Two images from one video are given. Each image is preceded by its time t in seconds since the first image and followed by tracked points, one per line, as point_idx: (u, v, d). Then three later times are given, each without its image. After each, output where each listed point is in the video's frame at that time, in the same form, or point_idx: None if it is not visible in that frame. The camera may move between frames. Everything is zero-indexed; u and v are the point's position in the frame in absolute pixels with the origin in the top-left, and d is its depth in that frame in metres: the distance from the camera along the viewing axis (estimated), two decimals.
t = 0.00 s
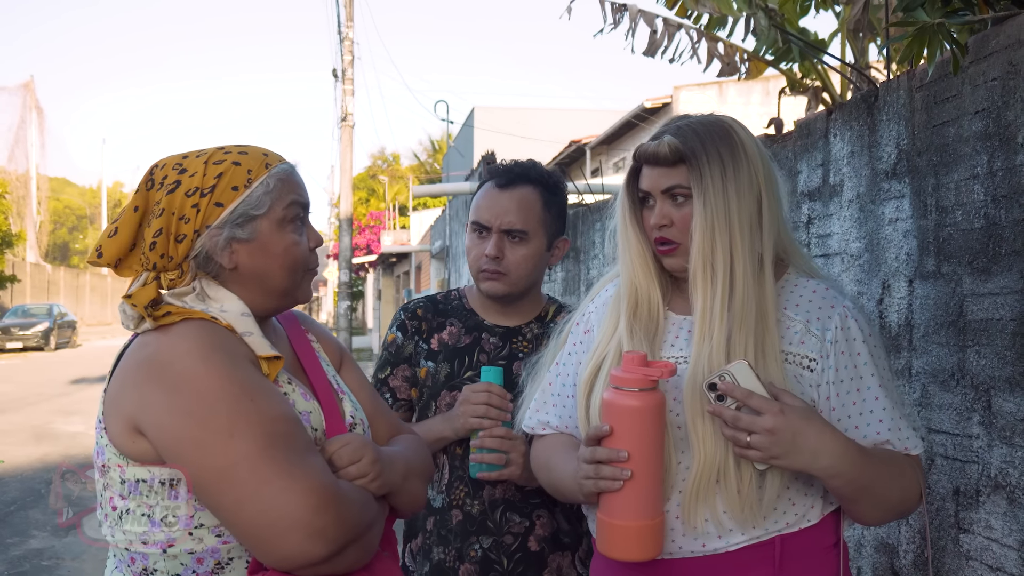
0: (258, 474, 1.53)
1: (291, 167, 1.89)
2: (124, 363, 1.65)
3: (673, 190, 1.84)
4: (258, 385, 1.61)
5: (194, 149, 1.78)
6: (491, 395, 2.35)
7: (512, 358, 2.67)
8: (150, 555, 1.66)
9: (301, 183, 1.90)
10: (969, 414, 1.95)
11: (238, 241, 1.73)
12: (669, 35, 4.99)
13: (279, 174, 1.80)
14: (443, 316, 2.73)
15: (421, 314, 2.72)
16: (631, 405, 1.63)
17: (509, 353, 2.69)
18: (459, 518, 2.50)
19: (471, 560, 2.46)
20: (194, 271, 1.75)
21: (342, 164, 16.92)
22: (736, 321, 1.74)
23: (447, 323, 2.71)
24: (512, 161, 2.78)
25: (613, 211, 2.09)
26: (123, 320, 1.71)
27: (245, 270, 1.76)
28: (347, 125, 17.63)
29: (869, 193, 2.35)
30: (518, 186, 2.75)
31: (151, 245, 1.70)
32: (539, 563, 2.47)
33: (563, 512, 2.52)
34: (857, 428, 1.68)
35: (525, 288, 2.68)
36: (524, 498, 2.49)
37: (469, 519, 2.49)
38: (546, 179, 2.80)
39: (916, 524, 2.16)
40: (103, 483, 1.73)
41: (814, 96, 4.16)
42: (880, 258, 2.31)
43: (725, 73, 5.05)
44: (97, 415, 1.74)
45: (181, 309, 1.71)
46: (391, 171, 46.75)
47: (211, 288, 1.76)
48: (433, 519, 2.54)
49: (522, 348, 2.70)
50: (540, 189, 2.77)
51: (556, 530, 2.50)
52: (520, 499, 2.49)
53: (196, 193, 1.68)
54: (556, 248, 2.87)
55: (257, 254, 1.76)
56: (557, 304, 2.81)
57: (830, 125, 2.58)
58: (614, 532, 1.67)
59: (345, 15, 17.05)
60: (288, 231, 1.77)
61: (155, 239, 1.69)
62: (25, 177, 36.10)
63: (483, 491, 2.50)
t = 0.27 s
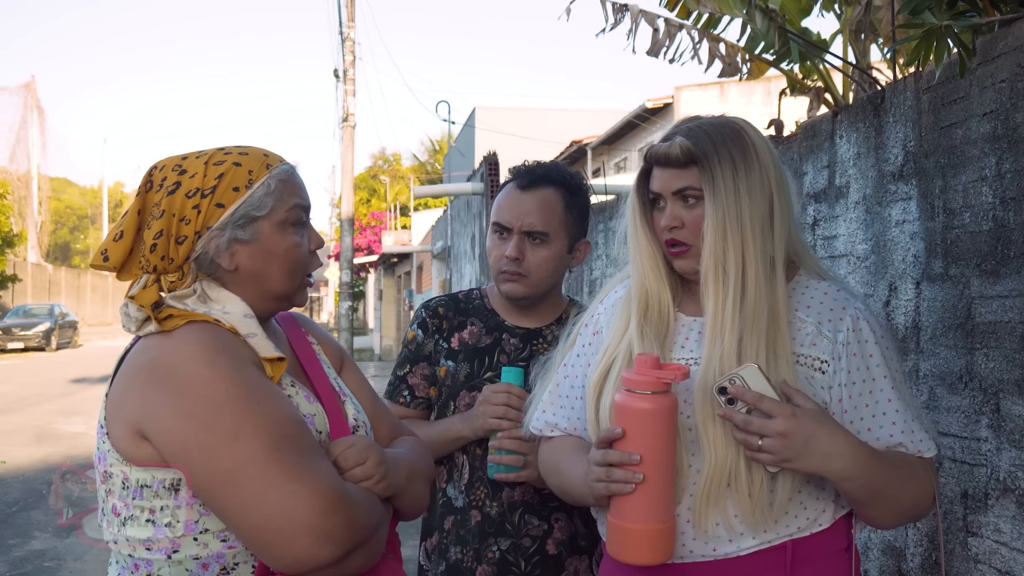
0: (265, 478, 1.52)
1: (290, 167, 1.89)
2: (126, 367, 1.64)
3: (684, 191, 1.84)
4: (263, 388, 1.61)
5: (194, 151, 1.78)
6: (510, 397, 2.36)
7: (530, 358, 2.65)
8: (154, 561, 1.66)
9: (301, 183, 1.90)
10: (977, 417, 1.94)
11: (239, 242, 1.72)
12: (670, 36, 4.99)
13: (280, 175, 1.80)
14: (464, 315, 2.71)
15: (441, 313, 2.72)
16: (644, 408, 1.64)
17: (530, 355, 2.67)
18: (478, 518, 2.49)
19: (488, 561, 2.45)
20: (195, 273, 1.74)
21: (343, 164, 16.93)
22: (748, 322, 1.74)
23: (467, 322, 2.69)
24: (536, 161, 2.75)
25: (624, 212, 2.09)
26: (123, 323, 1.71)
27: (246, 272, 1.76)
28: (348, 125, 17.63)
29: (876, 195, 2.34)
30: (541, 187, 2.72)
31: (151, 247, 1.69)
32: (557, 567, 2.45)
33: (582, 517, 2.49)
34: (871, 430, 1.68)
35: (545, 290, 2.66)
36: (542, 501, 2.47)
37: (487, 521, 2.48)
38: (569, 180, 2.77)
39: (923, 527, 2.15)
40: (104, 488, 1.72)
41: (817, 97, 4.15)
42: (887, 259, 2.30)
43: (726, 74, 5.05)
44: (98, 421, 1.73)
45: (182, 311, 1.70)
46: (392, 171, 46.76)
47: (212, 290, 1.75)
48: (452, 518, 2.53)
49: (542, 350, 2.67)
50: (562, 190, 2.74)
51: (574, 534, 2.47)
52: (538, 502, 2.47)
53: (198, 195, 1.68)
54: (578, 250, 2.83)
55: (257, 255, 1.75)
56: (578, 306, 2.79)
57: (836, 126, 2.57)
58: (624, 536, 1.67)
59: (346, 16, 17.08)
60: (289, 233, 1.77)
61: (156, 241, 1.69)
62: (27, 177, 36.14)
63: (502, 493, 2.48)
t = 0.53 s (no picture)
0: (258, 475, 1.51)
1: (282, 163, 1.87)
2: (118, 365, 1.63)
3: (695, 187, 1.85)
4: (255, 384, 1.59)
5: (184, 148, 1.76)
6: (526, 398, 2.36)
7: (545, 357, 2.62)
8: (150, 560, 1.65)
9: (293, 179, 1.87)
10: (987, 415, 1.93)
11: (232, 240, 1.71)
12: (673, 34, 4.97)
13: (271, 171, 1.78)
14: (479, 314, 2.70)
15: (457, 312, 2.70)
16: (657, 405, 1.64)
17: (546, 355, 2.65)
18: (492, 518, 2.47)
19: (502, 561, 2.44)
20: (187, 271, 1.73)
21: (345, 164, 16.92)
22: (760, 318, 1.75)
23: (483, 321, 2.67)
24: (553, 160, 2.74)
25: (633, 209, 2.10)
26: (115, 322, 1.69)
27: (240, 270, 1.74)
28: (350, 125, 17.62)
29: (883, 192, 2.33)
30: (558, 186, 2.70)
31: (142, 246, 1.67)
32: (571, 568, 2.43)
33: (595, 517, 2.49)
34: (883, 427, 1.69)
35: (561, 290, 2.64)
36: (557, 501, 2.45)
37: (501, 520, 2.46)
38: (585, 180, 2.75)
39: (932, 527, 2.14)
40: (98, 490, 1.71)
41: (819, 95, 4.14)
42: (894, 257, 2.29)
43: (729, 73, 5.03)
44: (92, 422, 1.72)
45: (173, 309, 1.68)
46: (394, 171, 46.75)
47: (204, 288, 1.73)
48: (465, 518, 2.52)
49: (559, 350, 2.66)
50: (579, 189, 2.73)
51: (588, 534, 2.46)
52: (553, 502, 2.45)
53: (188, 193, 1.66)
54: (594, 249, 2.80)
55: (251, 254, 1.73)
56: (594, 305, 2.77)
57: (842, 123, 2.56)
58: (635, 535, 1.67)
59: (348, 15, 17.07)
60: (282, 230, 1.75)
61: (147, 241, 1.67)
62: (29, 177, 36.18)
63: (517, 492, 2.47)
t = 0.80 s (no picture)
0: (258, 475, 1.50)
1: (281, 162, 1.85)
2: (118, 367, 1.63)
3: (705, 187, 1.85)
4: (255, 384, 1.59)
5: (181, 150, 1.75)
6: (537, 399, 2.36)
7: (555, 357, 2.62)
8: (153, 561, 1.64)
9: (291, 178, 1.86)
10: (996, 416, 1.92)
11: (229, 241, 1.70)
12: (676, 34, 4.97)
13: (268, 171, 1.77)
14: (488, 315, 2.69)
15: (466, 312, 2.68)
16: (670, 406, 1.63)
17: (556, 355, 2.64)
18: (501, 518, 2.47)
19: (511, 561, 2.43)
20: (186, 272, 1.72)
21: (346, 164, 16.92)
22: (771, 318, 1.74)
23: (492, 322, 2.66)
24: (562, 161, 2.74)
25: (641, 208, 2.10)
26: (115, 323, 1.69)
27: (238, 271, 1.73)
28: (352, 125, 17.62)
29: (890, 191, 2.32)
30: (567, 186, 2.70)
31: (141, 248, 1.67)
32: (580, 568, 2.43)
33: (604, 518, 2.48)
34: (896, 428, 1.68)
35: (570, 291, 2.63)
36: (567, 501, 2.45)
37: (511, 520, 2.46)
38: (595, 180, 2.74)
39: (939, 527, 2.13)
40: (101, 491, 1.71)
41: (822, 94, 4.14)
42: (901, 257, 2.29)
43: (733, 72, 5.02)
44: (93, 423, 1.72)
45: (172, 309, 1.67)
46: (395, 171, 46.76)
47: (204, 288, 1.72)
48: (475, 518, 2.51)
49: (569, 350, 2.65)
50: (589, 190, 2.72)
51: (598, 535, 2.46)
52: (563, 503, 2.45)
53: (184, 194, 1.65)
54: (604, 250, 2.79)
55: (248, 254, 1.73)
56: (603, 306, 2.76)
57: (848, 123, 2.56)
58: (646, 536, 1.67)
59: (350, 15, 17.07)
60: (280, 229, 1.75)
61: (146, 242, 1.67)
62: (31, 177, 36.21)
63: (527, 493, 2.46)
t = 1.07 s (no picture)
0: (259, 475, 1.50)
1: (287, 159, 1.85)
2: (121, 363, 1.63)
3: (714, 183, 1.84)
4: (258, 382, 1.58)
5: (185, 146, 1.75)
6: (541, 399, 2.36)
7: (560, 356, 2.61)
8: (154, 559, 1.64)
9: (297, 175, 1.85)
10: (1003, 414, 1.91)
11: (235, 239, 1.69)
12: (680, 32, 4.96)
13: (274, 168, 1.76)
14: (493, 313, 2.68)
15: (471, 311, 2.68)
16: (678, 404, 1.63)
17: (560, 353, 2.63)
18: (506, 517, 2.46)
19: (515, 560, 2.43)
20: (190, 269, 1.71)
21: (348, 163, 16.91)
22: (780, 316, 1.74)
23: (497, 320, 2.66)
24: (567, 158, 2.73)
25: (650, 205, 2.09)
26: (118, 320, 1.69)
27: (244, 268, 1.73)
28: (353, 125, 17.61)
29: (896, 188, 2.31)
30: (572, 184, 2.69)
31: (145, 245, 1.67)
32: (585, 567, 2.42)
33: (609, 516, 2.47)
34: (906, 425, 1.67)
35: (575, 289, 2.62)
36: (571, 500, 2.44)
37: (515, 519, 2.45)
38: (600, 177, 2.73)
39: (947, 526, 2.12)
40: (102, 490, 1.70)
41: (826, 92, 4.12)
42: (907, 254, 2.28)
43: (736, 71, 5.01)
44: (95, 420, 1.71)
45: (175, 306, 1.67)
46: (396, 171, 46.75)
47: (208, 286, 1.72)
48: (480, 517, 2.51)
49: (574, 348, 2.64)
50: (594, 187, 2.71)
51: (603, 534, 2.45)
52: (567, 501, 2.44)
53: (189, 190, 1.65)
54: (609, 247, 2.78)
55: (254, 252, 1.72)
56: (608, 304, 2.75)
57: (854, 120, 2.55)
58: (656, 534, 1.67)
59: (351, 15, 17.06)
60: (286, 226, 1.73)
61: (150, 239, 1.66)
62: (32, 177, 36.22)
63: (531, 491, 2.46)
